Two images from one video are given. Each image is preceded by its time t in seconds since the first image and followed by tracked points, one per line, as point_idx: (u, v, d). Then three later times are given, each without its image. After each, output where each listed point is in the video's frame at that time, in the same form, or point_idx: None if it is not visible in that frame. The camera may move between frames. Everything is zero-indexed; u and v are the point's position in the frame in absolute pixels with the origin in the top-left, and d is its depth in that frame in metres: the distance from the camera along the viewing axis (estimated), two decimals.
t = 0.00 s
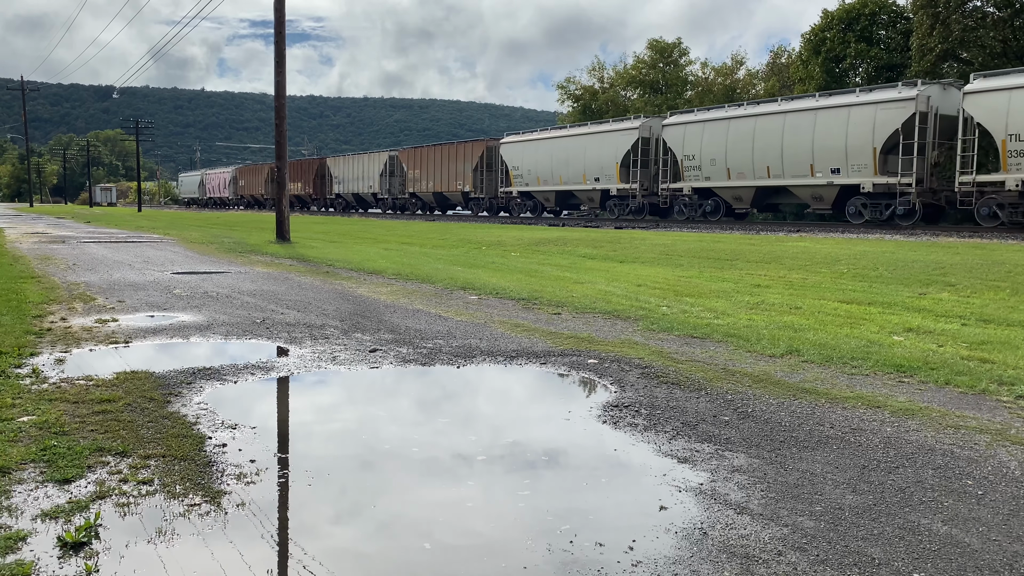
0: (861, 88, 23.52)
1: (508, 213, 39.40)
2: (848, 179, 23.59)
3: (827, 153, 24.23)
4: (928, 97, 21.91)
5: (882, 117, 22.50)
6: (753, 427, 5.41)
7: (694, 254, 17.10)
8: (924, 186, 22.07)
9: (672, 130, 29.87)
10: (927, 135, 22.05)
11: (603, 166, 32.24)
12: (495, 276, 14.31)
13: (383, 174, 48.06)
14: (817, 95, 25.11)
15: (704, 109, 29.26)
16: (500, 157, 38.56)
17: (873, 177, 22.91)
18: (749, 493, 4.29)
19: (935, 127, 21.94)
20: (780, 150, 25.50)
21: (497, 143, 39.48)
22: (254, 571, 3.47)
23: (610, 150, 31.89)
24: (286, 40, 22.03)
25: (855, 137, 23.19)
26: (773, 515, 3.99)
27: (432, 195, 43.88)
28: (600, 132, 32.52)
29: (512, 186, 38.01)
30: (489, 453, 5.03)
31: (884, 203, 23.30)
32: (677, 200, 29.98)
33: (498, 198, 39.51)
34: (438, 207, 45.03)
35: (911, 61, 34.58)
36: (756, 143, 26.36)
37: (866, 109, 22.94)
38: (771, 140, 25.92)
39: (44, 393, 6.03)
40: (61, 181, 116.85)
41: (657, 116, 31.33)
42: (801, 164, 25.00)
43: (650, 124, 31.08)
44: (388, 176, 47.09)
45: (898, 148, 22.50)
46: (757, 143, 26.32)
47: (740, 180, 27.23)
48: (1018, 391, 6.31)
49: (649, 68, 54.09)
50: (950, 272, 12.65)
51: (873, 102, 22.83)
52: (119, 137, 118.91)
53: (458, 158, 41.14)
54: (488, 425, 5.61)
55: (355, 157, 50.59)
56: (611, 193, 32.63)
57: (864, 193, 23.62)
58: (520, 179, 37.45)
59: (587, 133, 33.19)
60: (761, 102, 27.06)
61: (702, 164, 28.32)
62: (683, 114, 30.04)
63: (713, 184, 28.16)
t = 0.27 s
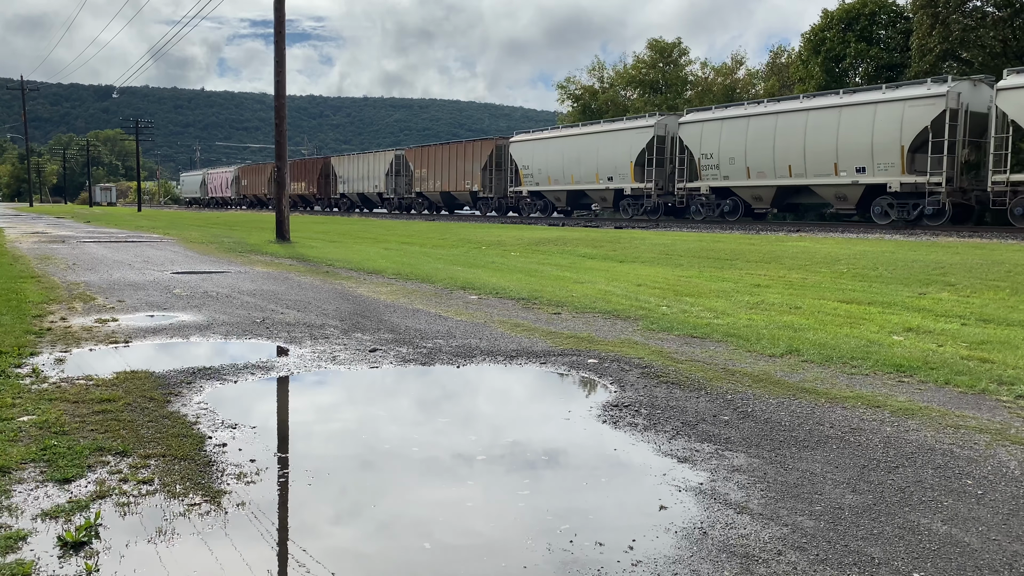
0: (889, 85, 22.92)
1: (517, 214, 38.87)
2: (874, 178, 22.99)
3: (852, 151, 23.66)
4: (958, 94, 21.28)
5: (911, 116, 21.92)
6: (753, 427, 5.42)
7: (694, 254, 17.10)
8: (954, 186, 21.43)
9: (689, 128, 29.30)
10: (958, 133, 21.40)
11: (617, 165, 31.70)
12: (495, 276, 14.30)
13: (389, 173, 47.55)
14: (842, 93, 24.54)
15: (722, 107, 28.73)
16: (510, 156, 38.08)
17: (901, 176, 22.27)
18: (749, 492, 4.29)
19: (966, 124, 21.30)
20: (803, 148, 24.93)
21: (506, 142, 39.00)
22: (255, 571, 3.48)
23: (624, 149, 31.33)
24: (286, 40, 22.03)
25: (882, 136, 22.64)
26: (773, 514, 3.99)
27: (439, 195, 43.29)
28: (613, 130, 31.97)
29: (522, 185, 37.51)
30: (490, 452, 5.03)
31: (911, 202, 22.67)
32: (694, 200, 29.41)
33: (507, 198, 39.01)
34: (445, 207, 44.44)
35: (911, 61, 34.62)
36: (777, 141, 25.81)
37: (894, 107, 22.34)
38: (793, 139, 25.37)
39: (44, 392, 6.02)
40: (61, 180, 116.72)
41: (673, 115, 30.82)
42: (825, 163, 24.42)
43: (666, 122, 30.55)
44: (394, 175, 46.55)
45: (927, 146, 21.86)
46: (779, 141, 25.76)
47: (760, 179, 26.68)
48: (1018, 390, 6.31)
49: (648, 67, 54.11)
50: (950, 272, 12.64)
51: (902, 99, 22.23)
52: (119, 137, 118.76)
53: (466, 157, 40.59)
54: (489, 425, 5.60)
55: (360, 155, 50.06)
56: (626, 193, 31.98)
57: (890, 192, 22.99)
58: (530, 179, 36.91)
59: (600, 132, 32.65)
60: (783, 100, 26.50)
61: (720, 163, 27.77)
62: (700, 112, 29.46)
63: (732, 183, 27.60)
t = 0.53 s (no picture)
0: (917, 80, 22.03)
1: (527, 214, 38.23)
2: (901, 177, 22.19)
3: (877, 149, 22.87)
4: (990, 90, 20.41)
5: (940, 112, 21.06)
6: (753, 427, 5.42)
7: (693, 254, 17.09)
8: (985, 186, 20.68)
9: (706, 126, 28.53)
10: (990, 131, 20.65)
11: (631, 164, 30.99)
12: (495, 276, 14.28)
13: (395, 173, 47.05)
14: (866, 89, 23.66)
15: (740, 104, 27.95)
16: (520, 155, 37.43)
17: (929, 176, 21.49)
18: (749, 492, 4.29)
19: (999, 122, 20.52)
20: (825, 146, 24.17)
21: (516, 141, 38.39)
22: (254, 571, 3.48)
23: (639, 148, 30.63)
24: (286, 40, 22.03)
25: (909, 133, 21.80)
26: (773, 514, 3.99)
27: (445, 194, 42.71)
28: (627, 128, 31.26)
29: (532, 185, 36.90)
30: (491, 452, 5.04)
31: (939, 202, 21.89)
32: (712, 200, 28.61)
33: (518, 197, 38.43)
34: (451, 207, 43.84)
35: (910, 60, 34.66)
36: (798, 139, 25.05)
37: (922, 103, 21.47)
38: (814, 136, 24.57)
39: (44, 392, 6.02)
40: (60, 180, 116.59)
41: (688, 112, 30.08)
42: (849, 161, 23.61)
43: (682, 120, 29.84)
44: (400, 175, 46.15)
45: (957, 144, 21.13)
46: (800, 139, 25.00)
47: (781, 177, 25.93)
48: (1017, 390, 6.32)
49: (648, 67, 54.13)
50: (949, 272, 12.64)
51: (930, 95, 21.35)
52: (118, 137, 118.61)
53: (475, 157, 39.98)
54: (489, 425, 5.60)
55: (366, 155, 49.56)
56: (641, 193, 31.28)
57: (918, 190, 22.18)
58: (540, 178, 36.24)
59: (614, 131, 32.00)
60: (804, 96, 25.64)
61: (739, 162, 27.03)
62: (718, 109, 28.66)
63: (751, 182, 26.87)
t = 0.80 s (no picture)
0: (947, 76, 21.21)
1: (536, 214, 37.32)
2: (928, 176, 21.28)
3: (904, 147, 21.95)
4: None
5: (971, 109, 20.24)
6: (752, 426, 5.42)
7: (692, 254, 17.08)
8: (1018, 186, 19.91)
9: (724, 124, 27.64)
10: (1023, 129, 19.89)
11: (645, 163, 29.88)
12: (494, 276, 14.25)
13: (400, 172, 46.50)
14: (892, 85, 22.83)
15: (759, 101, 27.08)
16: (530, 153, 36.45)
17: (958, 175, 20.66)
18: (748, 492, 4.29)
19: None
20: (849, 144, 23.29)
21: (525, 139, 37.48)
22: (254, 570, 3.48)
23: (653, 145, 29.55)
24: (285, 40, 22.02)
25: (938, 131, 20.95)
26: (772, 513, 4.00)
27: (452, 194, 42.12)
28: (642, 126, 30.24)
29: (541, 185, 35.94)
30: (490, 452, 5.04)
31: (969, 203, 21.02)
32: (730, 200, 27.63)
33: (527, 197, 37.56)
34: (458, 207, 43.11)
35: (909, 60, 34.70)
36: (820, 137, 24.17)
37: (952, 99, 20.65)
38: (837, 134, 23.70)
39: (43, 392, 6.01)
40: (59, 180, 116.39)
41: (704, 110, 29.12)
42: (874, 160, 22.72)
43: (698, 118, 28.84)
44: (405, 174, 45.63)
45: (987, 142, 20.37)
46: (822, 137, 24.12)
47: (801, 177, 25.01)
48: (1015, 389, 6.32)
49: (647, 67, 54.12)
50: (948, 272, 12.65)
51: (961, 91, 20.53)
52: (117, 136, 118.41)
53: (483, 156, 39.12)
54: (489, 425, 5.60)
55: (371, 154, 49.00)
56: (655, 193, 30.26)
57: (946, 189, 21.30)
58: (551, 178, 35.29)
59: (627, 128, 31.01)
60: (826, 94, 24.78)
61: (758, 161, 26.14)
62: (736, 107, 27.78)
63: (771, 182, 25.94)
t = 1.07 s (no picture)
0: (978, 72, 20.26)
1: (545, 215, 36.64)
2: (958, 175, 20.31)
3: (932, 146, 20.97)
4: None
5: (1005, 107, 19.28)
6: (751, 426, 5.42)
7: (691, 254, 17.08)
8: None
9: (742, 121, 26.71)
10: None
11: (659, 161, 29.16)
12: (493, 276, 14.23)
13: (406, 172, 45.89)
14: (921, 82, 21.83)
15: (779, 99, 26.11)
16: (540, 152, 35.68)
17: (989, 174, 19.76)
18: (746, 491, 4.30)
19: None
20: (874, 142, 22.28)
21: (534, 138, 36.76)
22: (252, 570, 3.48)
23: (668, 144, 28.80)
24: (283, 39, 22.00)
25: (968, 129, 19.99)
26: (770, 512, 4.00)
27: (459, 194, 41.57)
28: (656, 123, 29.46)
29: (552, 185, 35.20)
30: (490, 452, 5.04)
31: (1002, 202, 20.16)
32: (748, 199, 26.75)
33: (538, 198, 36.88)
34: (465, 206, 42.61)
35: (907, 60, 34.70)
36: (843, 135, 23.16)
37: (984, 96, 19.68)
38: (861, 132, 22.71)
39: (41, 392, 6.00)
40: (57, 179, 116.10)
41: (721, 107, 28.25)
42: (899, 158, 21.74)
43: (714, 115, 27.99)
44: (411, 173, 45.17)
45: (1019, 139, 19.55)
46: (845, 134, 23.12)
47: (823, 176, 24.05)
48: (1014, 389, 6.33)
49: (645, 66, 54.10)
50: (946, 271, 12.66)
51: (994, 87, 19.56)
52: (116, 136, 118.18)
53: (491, 155, 38.51)
54: (489, 425, 5.59)
55: (376, 153, 48.46)
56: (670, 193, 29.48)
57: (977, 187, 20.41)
58: (561, 177, 34.62)
59: (640, 126, 30.26)
60: (850, 90, 23.80)
61: (779, 159, 25.19)
62: (755, 104, 26.83)
63: (791, 181, 25.04)
